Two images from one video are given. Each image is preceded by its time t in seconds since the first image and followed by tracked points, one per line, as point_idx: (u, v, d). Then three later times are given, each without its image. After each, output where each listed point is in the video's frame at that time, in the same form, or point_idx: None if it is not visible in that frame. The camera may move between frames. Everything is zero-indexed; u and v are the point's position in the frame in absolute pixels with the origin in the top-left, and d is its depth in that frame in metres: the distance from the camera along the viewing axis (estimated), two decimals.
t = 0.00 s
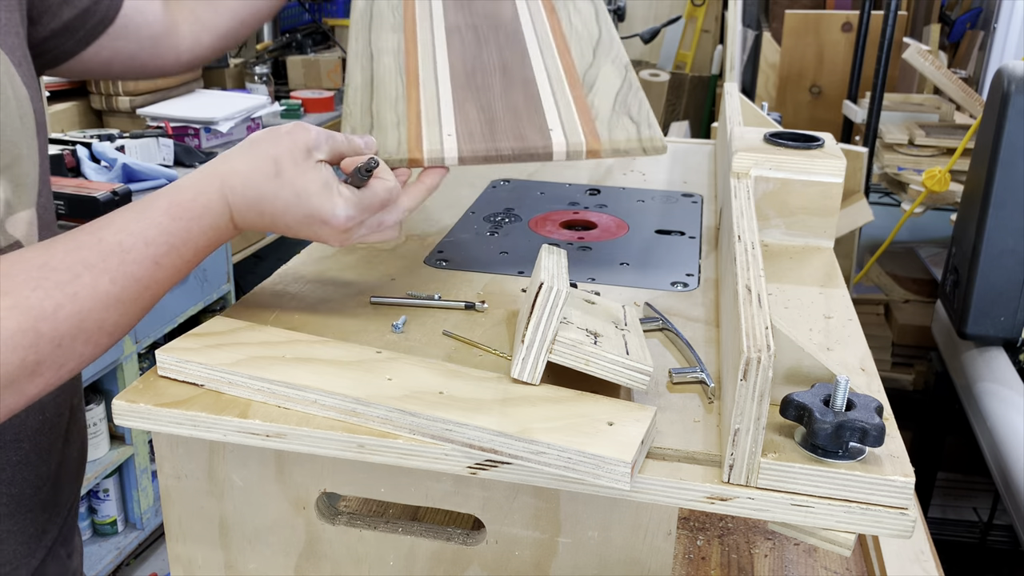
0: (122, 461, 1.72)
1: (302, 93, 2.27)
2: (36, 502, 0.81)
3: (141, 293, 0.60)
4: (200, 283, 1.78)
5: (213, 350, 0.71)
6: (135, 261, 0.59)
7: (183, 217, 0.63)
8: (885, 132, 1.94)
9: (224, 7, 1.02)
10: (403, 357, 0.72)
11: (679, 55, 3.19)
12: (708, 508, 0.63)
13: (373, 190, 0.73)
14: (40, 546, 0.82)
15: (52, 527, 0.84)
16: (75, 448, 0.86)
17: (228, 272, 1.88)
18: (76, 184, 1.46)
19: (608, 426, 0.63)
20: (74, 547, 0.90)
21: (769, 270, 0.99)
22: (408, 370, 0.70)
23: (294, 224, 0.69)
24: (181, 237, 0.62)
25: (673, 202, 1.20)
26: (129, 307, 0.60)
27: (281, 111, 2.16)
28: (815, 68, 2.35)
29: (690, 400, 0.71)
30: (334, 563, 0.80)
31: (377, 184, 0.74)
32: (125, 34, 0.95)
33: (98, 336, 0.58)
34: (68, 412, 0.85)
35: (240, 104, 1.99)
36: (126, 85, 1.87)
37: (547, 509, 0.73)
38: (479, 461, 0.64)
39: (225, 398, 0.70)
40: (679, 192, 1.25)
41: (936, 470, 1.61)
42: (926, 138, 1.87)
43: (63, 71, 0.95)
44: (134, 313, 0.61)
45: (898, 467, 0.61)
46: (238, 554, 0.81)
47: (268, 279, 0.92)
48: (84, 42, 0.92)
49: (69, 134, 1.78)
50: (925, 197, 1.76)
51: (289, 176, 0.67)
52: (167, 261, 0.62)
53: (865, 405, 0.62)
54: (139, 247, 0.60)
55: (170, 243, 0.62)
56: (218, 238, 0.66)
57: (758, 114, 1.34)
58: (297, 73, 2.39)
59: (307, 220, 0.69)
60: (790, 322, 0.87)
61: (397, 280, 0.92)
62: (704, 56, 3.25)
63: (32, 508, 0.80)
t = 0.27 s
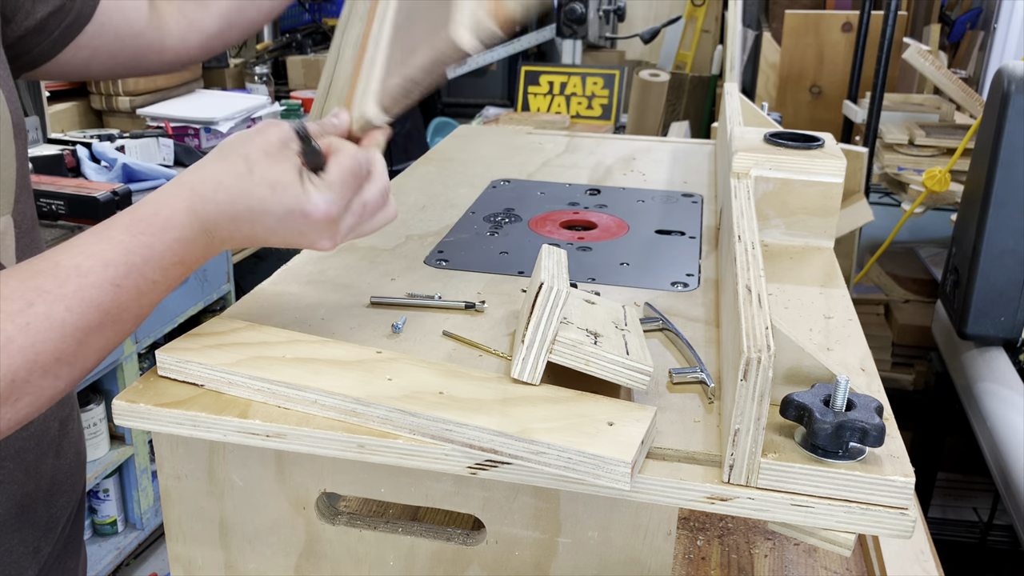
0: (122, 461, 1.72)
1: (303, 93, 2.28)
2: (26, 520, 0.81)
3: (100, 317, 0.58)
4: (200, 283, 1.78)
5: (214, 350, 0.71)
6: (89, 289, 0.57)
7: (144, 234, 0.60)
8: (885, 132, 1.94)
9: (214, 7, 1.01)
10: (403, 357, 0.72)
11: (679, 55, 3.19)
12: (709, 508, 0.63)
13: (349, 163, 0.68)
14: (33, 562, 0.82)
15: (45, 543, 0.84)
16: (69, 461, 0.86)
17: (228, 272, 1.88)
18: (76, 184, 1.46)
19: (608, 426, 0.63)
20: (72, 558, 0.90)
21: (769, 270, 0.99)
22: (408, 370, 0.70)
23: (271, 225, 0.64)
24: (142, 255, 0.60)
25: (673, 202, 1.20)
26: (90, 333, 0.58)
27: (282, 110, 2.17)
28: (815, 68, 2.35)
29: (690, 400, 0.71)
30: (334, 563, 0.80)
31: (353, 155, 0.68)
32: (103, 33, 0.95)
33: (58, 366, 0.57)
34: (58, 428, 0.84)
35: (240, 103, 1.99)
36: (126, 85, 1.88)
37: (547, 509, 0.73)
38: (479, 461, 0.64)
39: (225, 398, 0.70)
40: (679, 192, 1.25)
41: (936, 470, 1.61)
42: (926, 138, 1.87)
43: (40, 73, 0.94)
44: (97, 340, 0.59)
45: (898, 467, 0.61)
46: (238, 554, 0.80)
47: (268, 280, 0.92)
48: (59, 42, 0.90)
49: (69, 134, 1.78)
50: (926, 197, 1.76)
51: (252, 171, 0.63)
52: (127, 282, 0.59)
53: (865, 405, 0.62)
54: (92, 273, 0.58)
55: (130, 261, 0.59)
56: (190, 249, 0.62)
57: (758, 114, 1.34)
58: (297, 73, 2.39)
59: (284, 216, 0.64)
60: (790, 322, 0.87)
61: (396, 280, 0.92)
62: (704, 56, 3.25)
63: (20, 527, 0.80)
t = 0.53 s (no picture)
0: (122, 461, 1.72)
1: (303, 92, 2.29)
2: (16, 534, 0.81)
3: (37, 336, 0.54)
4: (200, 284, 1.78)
5: (214, 350, 0.71)
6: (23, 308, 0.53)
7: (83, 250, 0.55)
8: (885, 132, 1.94)
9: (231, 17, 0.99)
10: (403, 357, 0.72)
11: (679, 55, 3.19)
12: (709, 508, 0.63)
13: (213, 98, 0.53)
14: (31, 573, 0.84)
15: (34, 560, 0.84)
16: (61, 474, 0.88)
17: (228, 272, 1.88)
18: (76, 184, 1.46)
19: (608, 426, 0.63)
20: None
21: (769, 270, 0.99)
22: (408, 370, 0.70)
23: (199, 213, 0.53)
24: (76, 267, 0.54)
25: (673, 202, 1.20)
26: (31, 354, 0.54)
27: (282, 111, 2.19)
28: (815, 68, 2.35)
29: (690, 400, 0.71)
30: (334, 563, 0.80)
31: (213, 90, 0.54)
32: (129, 43, 0.93)
33: None
34: (48, 441, 0.86)
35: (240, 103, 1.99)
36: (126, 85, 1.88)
37: (547, 510, 0.73)
38: (479, 461, 0.64)
39: (225, 397, 0.70)
40: (679, 192, 1.25)
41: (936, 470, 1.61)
42: (926, 138, 1.87)
43: (60, 85, 0.93)
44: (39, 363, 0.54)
45: (898, 467, 0.61)
46: (238, 554, 0.80)
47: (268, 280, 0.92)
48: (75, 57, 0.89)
49: (69, 134, 1.78)
50: (926, 197, 1.76)
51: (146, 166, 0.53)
52: (62, 294, 0.54)
53: (865, 404, 0.62)
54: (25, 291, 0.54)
55: (62, 276, 0.54)
56: (124, 261, 0.55)
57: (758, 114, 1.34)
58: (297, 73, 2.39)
59: (204, 197, 0.52)
60: (790, 322, 0.87)
61: (396, 280, 0.92)
62: (704, 56, 3.25)
63: (11, 541, 0.80)
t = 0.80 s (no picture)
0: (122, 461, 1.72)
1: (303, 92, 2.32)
2: (7, 544, 0.82)
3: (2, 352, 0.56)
4: (200, 284, 1.78)
5: (214, 350, 0.71)
6: None
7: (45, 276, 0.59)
8: (885, 132, 1.94)
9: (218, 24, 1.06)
10: (404, 357, 0.72)
11: (679, 55, 3.19)
12: (709, 508, 0.63)
13: (148, 102, 0.59)
14: None
15: (25, 568, 0.85)
16: (54, 481, 0.89)
17: (228, 272, 1.88)
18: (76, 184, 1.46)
19: (608, 426, 0.63)
20: None
21: (769, 270, 0.99)
22: (408, 371, 0.70)
23: (144, 214, 0.58)
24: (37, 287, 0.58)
25: (673, 202, 1.20)
26: None
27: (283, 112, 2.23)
28: (815, 68, 2.35)
29: (690, 400, 0.71)
30: (334, 564, 0.80)
31: (150, 96, 0.59)
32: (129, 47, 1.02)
33: None
34: (42, 449, 0.87)
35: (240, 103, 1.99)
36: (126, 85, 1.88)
37: (547, 510, 0.73)
38: (479, 461, 0.64)
39: (225, 397, 0.70)
40: (678, 192, 1.25)
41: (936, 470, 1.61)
42: (926, 138, 1.87)
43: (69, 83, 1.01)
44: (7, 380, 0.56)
45: (898, 467, 0.61)
46: (238, 554, 0.80)
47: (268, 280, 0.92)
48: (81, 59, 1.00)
49: (68, 134, 1.78)
50: (926, 197, 1.76)
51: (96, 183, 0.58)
52: (21, 311, 0.57)
53: (865, 404, 0.62)
54: None
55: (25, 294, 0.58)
56: (83, 278, 0.58)
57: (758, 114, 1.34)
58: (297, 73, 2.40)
59: (145, 196, 0.57)
60: (790, 322, 0.87)
61: (396, 280, 0.92)
62: (704, 55, 3.25)
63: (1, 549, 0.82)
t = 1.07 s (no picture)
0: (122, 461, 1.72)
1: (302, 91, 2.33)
2: (7, 542, 0.82)
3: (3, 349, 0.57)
4: (200, 284, 1.79)
5: (214, 349, 0.71)
6: None
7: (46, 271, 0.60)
8: (885, 132, 1.94)
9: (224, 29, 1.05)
10: (403, 357, 0.72)
11: (679, 55, 3.19)
12: (709, 508, 0.63)
13: (156, 106, 0.59)
14: None
15: (25, 565, 0.85)
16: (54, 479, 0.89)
17: (228, 272, 1.88)
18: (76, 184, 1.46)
19: (608, 426, 0.63)
20: None
21: (769, 270, 0.99)
22: (407, 371, 0.70)
23: (144, 218, 0.57)
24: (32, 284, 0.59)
25: (673, 202, 1.20)
26: None
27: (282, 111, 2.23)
28: (815, 67, 2.35)
29: (690, 400, 0.71)
30: (334, 564, 0.80)
31: (158, 100, 0.59)
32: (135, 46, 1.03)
33: None
34: (41, 447, 0.87)
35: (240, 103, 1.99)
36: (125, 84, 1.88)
37: (547, 510, 0.73)
38: (479, 461, 0.64)
39: (225, 397, 0.70)
40: (678, 192, 1.25)
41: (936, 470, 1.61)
42: (926, 138, 1.87)
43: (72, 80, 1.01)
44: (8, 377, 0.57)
45: (898, 467, 0.61)
46: (238, 554, 0.80)
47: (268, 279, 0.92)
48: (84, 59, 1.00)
49: (68, 134, 1.78)
50: (926, 197, 1.76)
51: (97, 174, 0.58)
52: (20, 309, 0.58)
53: (865, 405, 0.62)
54: None
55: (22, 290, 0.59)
56: (82, 274, 0.59)
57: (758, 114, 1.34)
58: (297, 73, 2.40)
59: (145, 200, 0.57)
60: (790, 322, 0.87)
61: (395, 280, 0.92)
62: (704, 55, 3.25)
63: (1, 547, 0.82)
